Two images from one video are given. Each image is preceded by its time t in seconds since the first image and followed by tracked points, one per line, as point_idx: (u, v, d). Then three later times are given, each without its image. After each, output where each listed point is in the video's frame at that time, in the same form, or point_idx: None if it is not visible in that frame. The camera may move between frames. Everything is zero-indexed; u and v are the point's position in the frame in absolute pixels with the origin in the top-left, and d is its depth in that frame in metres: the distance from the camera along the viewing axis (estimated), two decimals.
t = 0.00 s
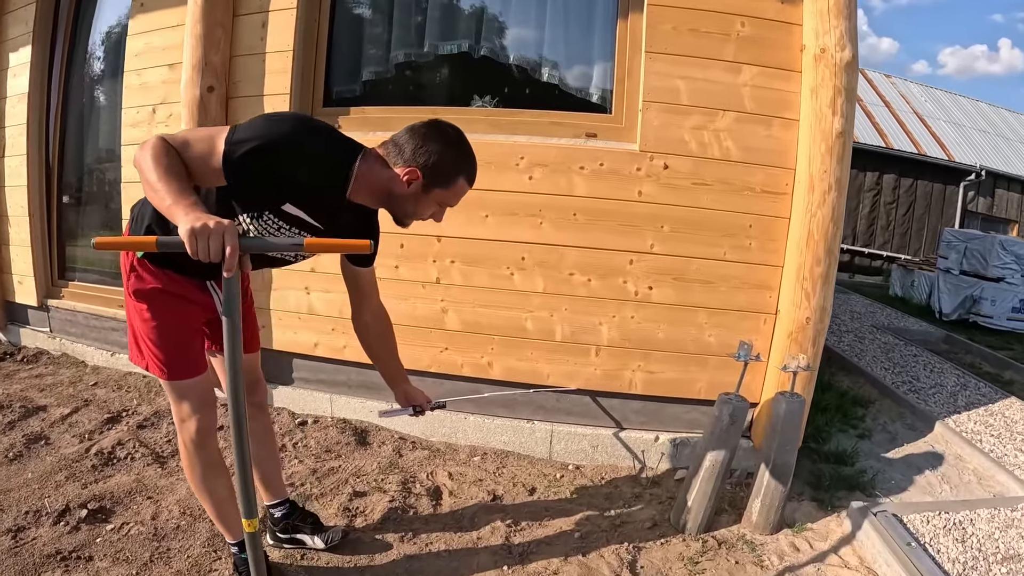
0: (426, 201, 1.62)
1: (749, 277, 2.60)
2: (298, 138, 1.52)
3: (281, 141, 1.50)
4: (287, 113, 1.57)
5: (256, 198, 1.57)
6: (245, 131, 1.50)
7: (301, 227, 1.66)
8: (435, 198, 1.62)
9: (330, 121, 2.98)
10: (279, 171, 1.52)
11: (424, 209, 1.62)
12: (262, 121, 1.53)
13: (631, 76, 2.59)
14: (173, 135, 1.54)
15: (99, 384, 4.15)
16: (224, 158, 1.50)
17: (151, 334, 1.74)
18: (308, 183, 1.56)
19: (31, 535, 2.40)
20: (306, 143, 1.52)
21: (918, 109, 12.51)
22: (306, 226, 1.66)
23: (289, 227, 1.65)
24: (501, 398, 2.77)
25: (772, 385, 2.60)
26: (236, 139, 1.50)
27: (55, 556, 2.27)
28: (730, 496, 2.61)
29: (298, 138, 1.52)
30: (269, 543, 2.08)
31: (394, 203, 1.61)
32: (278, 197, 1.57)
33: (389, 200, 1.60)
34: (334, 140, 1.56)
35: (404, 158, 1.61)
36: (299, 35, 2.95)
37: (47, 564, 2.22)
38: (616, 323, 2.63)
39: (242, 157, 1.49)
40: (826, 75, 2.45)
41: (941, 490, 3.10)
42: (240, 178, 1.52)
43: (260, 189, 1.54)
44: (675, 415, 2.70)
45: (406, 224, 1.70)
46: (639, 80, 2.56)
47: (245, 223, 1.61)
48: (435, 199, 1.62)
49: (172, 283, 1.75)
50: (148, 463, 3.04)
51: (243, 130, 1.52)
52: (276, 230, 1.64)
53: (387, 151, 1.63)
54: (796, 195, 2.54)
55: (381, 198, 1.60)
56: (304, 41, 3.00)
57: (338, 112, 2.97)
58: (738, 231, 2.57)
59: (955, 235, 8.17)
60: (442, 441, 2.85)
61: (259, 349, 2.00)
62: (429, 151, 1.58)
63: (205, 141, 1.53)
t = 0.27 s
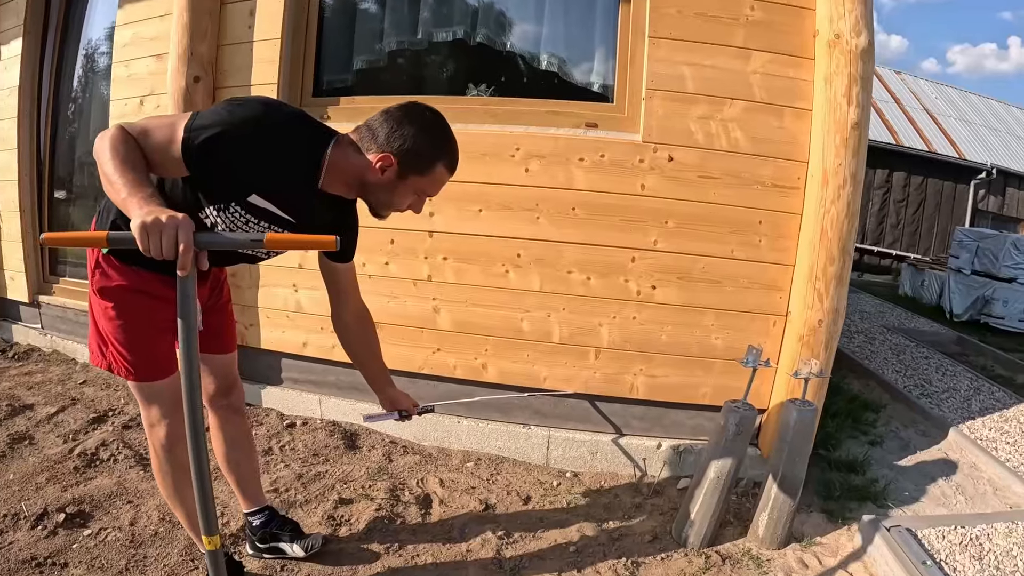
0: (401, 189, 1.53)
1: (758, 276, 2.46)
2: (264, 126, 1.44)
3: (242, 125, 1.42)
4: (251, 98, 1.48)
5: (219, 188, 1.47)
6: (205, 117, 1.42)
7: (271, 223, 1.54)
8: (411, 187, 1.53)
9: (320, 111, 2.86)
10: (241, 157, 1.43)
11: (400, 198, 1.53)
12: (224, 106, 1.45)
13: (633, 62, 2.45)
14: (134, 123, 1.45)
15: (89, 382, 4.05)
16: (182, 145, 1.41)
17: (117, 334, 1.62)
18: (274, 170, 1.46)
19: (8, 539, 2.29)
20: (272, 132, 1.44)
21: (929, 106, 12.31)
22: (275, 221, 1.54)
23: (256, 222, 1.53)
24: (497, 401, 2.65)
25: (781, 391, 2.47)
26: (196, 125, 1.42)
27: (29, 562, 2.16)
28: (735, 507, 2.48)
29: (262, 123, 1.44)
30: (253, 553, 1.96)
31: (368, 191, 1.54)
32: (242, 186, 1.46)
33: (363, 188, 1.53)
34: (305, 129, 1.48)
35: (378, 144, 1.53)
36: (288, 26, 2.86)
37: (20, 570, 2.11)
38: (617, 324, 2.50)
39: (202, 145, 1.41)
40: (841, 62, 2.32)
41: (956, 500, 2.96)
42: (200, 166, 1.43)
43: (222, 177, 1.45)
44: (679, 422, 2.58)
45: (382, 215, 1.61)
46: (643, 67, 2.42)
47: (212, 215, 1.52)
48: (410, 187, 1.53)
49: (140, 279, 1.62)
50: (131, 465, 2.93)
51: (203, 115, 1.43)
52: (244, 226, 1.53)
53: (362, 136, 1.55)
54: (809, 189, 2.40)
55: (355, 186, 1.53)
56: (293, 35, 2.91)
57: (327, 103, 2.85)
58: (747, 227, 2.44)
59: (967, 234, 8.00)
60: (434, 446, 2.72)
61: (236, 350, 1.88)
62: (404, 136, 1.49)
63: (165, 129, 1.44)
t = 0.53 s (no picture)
0: (390, 178, 1.42)
1: (768, 271, 2.36)
2: (245, 104, 1.35)
3: (221, 105, 1.33)
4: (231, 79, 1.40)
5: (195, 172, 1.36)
6: (181, 96, 1.33)
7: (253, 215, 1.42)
8: (401, 175, 1.43)
9: (313, 100, 2.76)
10: (219, 138, 1.33)
11: (388, 187, 1.43)
12: (202, 86, 1.36)
13: (638, 48, 2.34)
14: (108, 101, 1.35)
15: (80, 380, 3.95)
16: (157, 124, 1.32)
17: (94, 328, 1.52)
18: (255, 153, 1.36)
19: None
20: (254, 110, 1.36)
21: (934, 104, 12.19)
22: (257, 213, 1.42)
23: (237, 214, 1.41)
24: (496, 400, 2.55)
25: (793, 390, 2.37)
26: (172, 104, 1.33)
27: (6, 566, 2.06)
28: (745, 512, 2.37)
29: (241, 103, 1.35)
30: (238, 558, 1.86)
31: (355, 179, 1.43)
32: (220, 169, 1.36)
33: (350, 175, 1.43)
34: (289, 110, 1.40)
35: (367, 127, 1.41)
36: (281, 12, 2.77)
37: None
38: (622, 320, 2.40)
39: (178, 125, 1.31)
40: (855, 47, 2.22)
41: (972, 504, 2.85)
42: (176, 147, 1.33)
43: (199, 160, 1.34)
44: (686, 422, 2.48)
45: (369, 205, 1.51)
46: (648, 52, 2.32)
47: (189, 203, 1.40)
48: (400, 175, 1.43)
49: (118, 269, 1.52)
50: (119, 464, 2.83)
51: (180, 95, 1.35)
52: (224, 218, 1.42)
53: (351, 118, 1.44)
54: (822, 179, 2.30)
55: (342, 172, 1.43)
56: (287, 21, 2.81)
57: (321, 92, 2.75)
58: (757, 219, 2.34)
59: (975, 232, 7.88)
60: (432, 447, 2.63)
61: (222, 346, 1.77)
62: (394, 119, 1.38)
63: (140, 108, 1.34)
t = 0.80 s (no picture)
0: (387, 169, 1.33)
1: (780, 262, 2.28)
2: (236, 78, 1.27)
3: (210, 80, 1.25)
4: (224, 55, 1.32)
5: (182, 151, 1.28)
6: (170, 70, 1.26)
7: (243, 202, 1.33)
8: (399, 167, 1.33)
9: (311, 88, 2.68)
10: (208, 115, 1.25)
11: (385, 179, 1.34)
12: (193, 60, 1.29)
13: (646, 31, 2.26)
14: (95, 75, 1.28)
15: (75, 376, 3.87)
16: (143, 98, 1.23)
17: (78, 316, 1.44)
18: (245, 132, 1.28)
19: None
20: (245, 87, 1.28)
21: (939, 101, 12.10)
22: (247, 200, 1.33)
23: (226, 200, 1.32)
24: (498, 396, 2.46)
25: (807, 384, 2.30)
26: (159, 78, 1.25)
27: None
28: (757, 513, 2.29)
29: (232, 79, 1.27)
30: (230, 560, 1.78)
31: (351, 168, 1.35)
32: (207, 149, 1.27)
33: (345, 164, 1.34)
34: (283, 88, 1.33)
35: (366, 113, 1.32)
36: None
37: None
38: (629, 313, 2.32)
39: (164, 100, 1.23)
40: (868, 30, 2.14)
41: (989, 503, 2.76)
42: (162, 124, 1.25)
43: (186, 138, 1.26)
44: (695, 419, 2.39)
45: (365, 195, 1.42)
46: (656, 35, 2.24)
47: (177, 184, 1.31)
48: (397, 167, 1.33)
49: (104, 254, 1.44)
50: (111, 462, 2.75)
51: (168, 69, 1.27)
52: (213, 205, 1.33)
53: (350, 102, 1.34)
54: (836, 166, 2.21)
55: (337, 160, 1.35)
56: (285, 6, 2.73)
57: (319, 78, 2.67)
58: (770, 208, 2.25)
59: (982, 229, 7.78)
60: (433, 445, 2.55)
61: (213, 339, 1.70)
62: (394, 107, 1.28)
63: (129, 82, 1.26)
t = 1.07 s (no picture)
0: (386, 156, 1.26)
1: (790, 254, 2.21)
2: (231, 53, 1.21)
3: (201, 54, 1.19)
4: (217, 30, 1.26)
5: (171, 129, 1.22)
6: (160, 44, 1.20)
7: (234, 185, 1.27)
8: (397, 154, 1.25)
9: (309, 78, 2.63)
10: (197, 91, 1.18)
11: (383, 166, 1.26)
12: (184, 35, 1.23)
13: (652, 16, 2.19)
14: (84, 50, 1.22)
15: (71, 373, 3.81)
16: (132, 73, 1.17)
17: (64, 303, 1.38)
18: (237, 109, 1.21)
19: None
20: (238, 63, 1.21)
21: (944, 100, 12.03)
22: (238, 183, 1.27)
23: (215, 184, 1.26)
24: (501, 393, 2.40)
25: (818, 381, 2.23)
26: (148, 53, 1.19)
27: None
28: (766, 513, 2.22)
29: (224, 54, 1.21)
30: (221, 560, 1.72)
31: (347, 154, 1.27)
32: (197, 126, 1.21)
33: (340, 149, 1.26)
34: (278, 66, 1.26)
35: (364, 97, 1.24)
36: None
37: None
38: (636, 306, 2.25)
39: (154, 75, 1.17)
40: (880, 16, 2.08)
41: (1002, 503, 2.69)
42: (151, 100, 1.19)
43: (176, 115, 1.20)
44: (703, 416, 2.33)
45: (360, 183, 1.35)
46: (662, 20, 2.17)
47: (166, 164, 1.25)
48: (397, 154, 1.26)
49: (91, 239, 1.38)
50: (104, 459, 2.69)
51: (159, 44, 1.21)
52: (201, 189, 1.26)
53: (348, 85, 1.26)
54: (848, 156, 2.15)
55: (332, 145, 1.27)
56: None
57: (317, 67, 2.61)
58: (780, 198, 2.19)
59: (988, 227, 7.71)
60: (433, 443, 2.48)
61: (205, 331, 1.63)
62: (394, 90, 1.21)
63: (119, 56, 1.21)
